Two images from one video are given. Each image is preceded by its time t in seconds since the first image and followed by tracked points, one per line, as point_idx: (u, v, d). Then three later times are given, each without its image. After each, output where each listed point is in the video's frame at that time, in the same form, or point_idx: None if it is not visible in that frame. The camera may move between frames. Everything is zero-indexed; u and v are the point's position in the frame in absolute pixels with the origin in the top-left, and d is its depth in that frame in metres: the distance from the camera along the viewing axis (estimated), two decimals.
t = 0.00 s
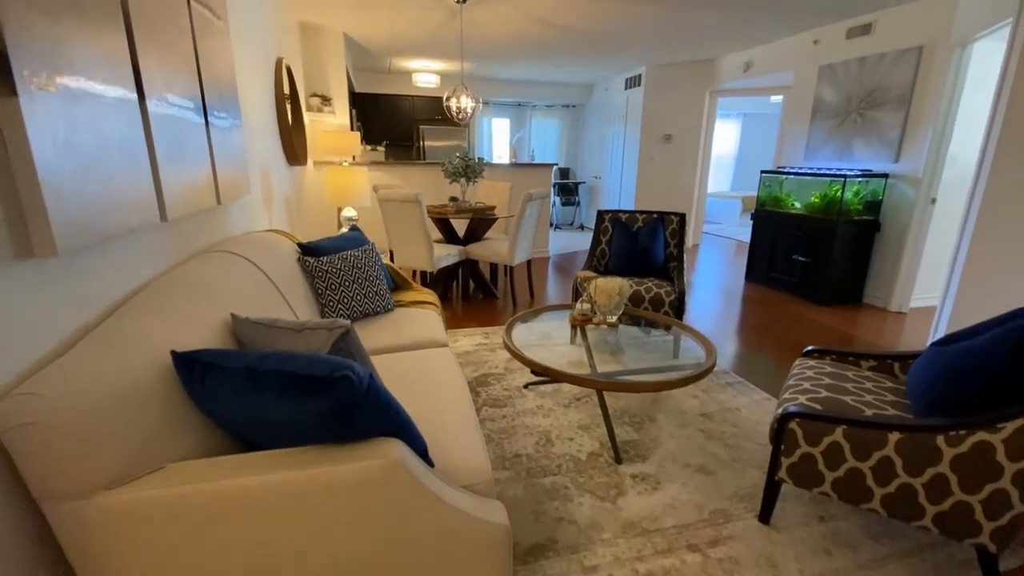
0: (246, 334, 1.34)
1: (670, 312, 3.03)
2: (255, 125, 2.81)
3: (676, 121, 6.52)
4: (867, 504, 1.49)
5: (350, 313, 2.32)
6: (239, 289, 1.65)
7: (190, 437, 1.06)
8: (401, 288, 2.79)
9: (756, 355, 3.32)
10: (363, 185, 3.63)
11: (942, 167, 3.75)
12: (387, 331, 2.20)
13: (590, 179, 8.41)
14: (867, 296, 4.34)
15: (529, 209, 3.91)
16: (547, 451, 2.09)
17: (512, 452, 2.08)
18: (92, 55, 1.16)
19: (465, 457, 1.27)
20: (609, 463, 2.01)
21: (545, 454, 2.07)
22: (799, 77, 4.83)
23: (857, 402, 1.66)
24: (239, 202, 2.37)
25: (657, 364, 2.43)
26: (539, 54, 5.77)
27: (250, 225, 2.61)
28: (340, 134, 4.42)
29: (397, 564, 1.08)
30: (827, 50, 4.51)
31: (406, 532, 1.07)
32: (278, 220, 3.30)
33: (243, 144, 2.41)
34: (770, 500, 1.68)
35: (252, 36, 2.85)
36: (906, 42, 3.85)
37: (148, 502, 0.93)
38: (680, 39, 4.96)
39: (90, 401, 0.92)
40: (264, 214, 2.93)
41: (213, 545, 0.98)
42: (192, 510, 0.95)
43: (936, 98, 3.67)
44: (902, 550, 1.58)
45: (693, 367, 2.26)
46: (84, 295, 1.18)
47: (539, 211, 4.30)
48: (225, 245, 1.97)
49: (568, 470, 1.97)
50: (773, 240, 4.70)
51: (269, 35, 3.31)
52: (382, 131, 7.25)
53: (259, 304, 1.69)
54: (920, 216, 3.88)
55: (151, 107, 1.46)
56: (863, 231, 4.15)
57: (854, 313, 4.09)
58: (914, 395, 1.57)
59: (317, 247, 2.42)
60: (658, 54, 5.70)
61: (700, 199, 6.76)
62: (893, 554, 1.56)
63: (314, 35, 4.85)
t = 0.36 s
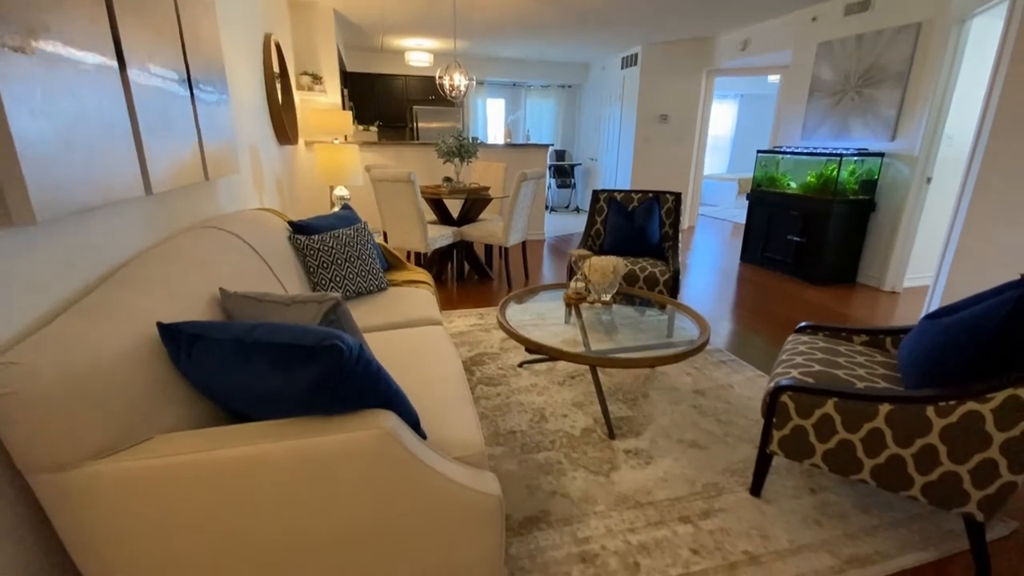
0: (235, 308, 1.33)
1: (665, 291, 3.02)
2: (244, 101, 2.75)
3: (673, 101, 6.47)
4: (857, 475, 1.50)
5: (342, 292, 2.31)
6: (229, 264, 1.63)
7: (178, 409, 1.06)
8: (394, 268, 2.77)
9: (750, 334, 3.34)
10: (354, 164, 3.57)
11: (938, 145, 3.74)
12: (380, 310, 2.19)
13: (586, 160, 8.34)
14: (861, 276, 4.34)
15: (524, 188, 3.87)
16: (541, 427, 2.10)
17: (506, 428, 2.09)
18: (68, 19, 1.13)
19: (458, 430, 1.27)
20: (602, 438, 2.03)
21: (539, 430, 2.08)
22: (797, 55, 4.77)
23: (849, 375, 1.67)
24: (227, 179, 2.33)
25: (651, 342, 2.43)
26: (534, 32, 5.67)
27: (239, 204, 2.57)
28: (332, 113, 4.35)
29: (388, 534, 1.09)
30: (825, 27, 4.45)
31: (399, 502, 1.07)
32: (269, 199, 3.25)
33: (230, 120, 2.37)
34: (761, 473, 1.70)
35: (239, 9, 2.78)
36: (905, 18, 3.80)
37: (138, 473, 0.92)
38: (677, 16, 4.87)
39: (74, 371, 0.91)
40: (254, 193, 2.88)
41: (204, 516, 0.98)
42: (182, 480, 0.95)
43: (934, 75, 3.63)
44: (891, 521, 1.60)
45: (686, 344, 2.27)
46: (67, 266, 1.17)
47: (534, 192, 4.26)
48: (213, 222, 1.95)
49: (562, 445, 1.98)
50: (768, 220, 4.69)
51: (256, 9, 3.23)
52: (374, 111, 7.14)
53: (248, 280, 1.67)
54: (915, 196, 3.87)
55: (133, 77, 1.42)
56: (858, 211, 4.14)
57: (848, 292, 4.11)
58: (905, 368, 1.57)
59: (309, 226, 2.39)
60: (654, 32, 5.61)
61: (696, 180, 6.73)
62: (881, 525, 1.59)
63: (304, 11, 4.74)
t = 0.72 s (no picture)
0: (219, 288, 1.29)
1: (662, 273, 2.99)
2: (232, 77, 2.68)
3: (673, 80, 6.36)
4: (852, 455, 1.49)
5: (335, 273, 2.27)
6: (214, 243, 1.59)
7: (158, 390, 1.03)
8: (388, 249, 2.74)
9: (747, 316, 3.32)
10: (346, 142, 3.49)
11: (941, 124, 3.68)
12: (372, 291, 2.16)
13: (584, 141, 8.22)
14: (860, 258, 4.31)
15: (520, 168, 3.81)
16: (536, 408, 2.09)
17: (501, 409, 2.08)
18: None
19: (449, 410, 1.26)
20: (597, 419, 2.02)
21: (533, 411, 2.07)
22: (800, 31, 4.66)
23: (846, 356, 1.65)
24: (215, 157, 2.27)
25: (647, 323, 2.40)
26: (531, 8, 5.53)
27: (228, 183, 2.51)
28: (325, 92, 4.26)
29: (378, 515, 1.08)
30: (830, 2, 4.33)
31: (388, 482, 1.05)
32: (260, 180, 3.18)
33: (217, 96, 2.30)
34: (756, 453, 1.69)
35: None
36: None
37: (117, 454, 0.90)
38: None
39: (46, 350, 0.88)
40: (245, 172, 2.82)
41: (189, 496, 0.97)
42: (164, 461, 0.93)
43: (939, 51, 3.55)
44: (885, 500, 1.60)
45: (682, 325, 2.25)
46: (40, 243, 1.13)
47: (531, 172, 4.20)
48: (200, 201, 1.90)
49: (556, 426, 1.97)
50: (768, 201, 4.64)
51: None
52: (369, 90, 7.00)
53: (235, 260, 1.64)
54: (916, 176, 3.82)
55: (110, 49, 1.37)
56: (858, 191, 4.09)
57: (846, 274, 4.08)
58: (903, 347, 1.55)
59: (300, 206, 2.34)
60: (654, 8, 5.47)
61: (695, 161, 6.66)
62: (875, 504, 1.58)
63: None
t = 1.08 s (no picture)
0: (195, 274, 1.26)
1: (659, 257, 2.94)
2: (218, 55, 2.60)
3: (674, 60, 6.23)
4: (845, 444, 1.46)
5: (323, 258, 2.23)
6: (193, 226, 1.54)
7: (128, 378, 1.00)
8: (380, 233, 2.69)
9: (745, 301, 3.27)
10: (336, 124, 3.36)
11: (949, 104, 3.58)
12: (361, 276, 2.12)
13: (585, 122, 8.08)
14: (861, 242, 4.25)
15: (517, 150, 3.73)
16: (527, 395, 2.07)
17: (492, 395, 2.05)
18: None
19: (433, 398, 1.23)
20: (589, 405, 2.00)
21: (525, 397, 2.04)
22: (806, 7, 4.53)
23: (842, 343, 1.61)
24: (198, 138, 2.21)
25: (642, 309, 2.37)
26: None
27: (215, 166, 2.45)
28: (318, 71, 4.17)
29: (358, 505, 1.06)
30: None
31: (367, 472, 1.03)
32: (250, 162, 3.12)
33: (200, 74, 2.23)
34: (748, 440, 1.67)
35: None
36: None
37: (82, 445, 0.87)
38: None
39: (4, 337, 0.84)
40: (233, 155, 2.76)
41: (160, 487, 0.94)
42: (132, 452, 0.90)
43: (948, 28, 3.44)
44: (879, 488, 1.58)
45: (676, 310, 2.21)
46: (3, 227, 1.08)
47: (528, 154, 4.12)
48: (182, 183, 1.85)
49: (548, 412, 1.95)
50: (769, 184, 4.56)
51: None
52: (365, 71, 6.86)
53: (216, 245, 1.59)
54: (921, 158, 3.74)
55: (78, 24, 1.31)
56: (862, 174, 4.01)
57: (847, 258, 4.03)
58: (901, 334, 1.52)
59: (288, 189, 2.29)
60: None
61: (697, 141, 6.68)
62: (869, 492, 1.56)
63: None
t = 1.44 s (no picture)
0: (152, 271, 1.21)
1: (651, 248, 2.87)
2: (197, 39, 2.52)
3: (677, 42, 6.08)
4: (828, 447, 1.41)
5: (303, 249, 2.18)
6: (158, 218, 1.50)
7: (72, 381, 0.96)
8: (365, 223, 2.64)
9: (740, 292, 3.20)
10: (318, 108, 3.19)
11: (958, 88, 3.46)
12: (341, 267, 2.08)
13: (586, 107, 7.93)
14: (863, 232, 4.15)
15: (509, 136, 3.64)
16: (509, 390, 2.03)
17: (473, 391, 2.02)
18: None
19: (396, 400, 1.19)
20: (571, 401, 1.96)
21: (506, 393, 2.00)
22: None
23: (829, 341, 1.55)
24: (174, 126, 2.15)
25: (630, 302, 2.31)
26: None
27: (194, 154, 2.39)
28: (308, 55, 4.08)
29: (313, 511, 1.03)
30: None
31: (320, 479, 1.00)
32: (236, 150, 3.06)
33: (175, 60, 2.16)
34: (731, 440, 1.63)
35: None
36: None
37: (16, 453, 0.84)
38: None
39: None
40: (216, 143, 2.70)
41: (102, 495, 0.91)
42: (69, 459, 0.87)
43: (959, 9, 3.30)
44: (864, 490, 1.54)
45: (662, 305, 2.16)
46: None
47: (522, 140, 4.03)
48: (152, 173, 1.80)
49: (529, 408, 1.91)
50: (770, 171, 4.45)
51: None
52: (361, 54, 6.73)
53: (183, 237, 1.54)
54: (927, 145, 3.63)
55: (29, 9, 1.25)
56: (865, 161, 3.90)
57: (848, 248, 3.94)
58: (890, 333, 1.46)
59: (267, 178, 2.24)
60: None
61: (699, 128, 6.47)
62: (853, 494, 1.52)
63: None
